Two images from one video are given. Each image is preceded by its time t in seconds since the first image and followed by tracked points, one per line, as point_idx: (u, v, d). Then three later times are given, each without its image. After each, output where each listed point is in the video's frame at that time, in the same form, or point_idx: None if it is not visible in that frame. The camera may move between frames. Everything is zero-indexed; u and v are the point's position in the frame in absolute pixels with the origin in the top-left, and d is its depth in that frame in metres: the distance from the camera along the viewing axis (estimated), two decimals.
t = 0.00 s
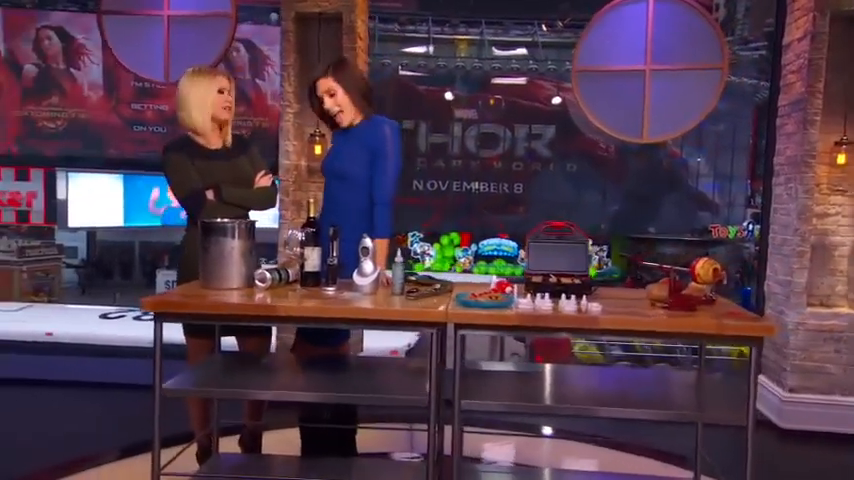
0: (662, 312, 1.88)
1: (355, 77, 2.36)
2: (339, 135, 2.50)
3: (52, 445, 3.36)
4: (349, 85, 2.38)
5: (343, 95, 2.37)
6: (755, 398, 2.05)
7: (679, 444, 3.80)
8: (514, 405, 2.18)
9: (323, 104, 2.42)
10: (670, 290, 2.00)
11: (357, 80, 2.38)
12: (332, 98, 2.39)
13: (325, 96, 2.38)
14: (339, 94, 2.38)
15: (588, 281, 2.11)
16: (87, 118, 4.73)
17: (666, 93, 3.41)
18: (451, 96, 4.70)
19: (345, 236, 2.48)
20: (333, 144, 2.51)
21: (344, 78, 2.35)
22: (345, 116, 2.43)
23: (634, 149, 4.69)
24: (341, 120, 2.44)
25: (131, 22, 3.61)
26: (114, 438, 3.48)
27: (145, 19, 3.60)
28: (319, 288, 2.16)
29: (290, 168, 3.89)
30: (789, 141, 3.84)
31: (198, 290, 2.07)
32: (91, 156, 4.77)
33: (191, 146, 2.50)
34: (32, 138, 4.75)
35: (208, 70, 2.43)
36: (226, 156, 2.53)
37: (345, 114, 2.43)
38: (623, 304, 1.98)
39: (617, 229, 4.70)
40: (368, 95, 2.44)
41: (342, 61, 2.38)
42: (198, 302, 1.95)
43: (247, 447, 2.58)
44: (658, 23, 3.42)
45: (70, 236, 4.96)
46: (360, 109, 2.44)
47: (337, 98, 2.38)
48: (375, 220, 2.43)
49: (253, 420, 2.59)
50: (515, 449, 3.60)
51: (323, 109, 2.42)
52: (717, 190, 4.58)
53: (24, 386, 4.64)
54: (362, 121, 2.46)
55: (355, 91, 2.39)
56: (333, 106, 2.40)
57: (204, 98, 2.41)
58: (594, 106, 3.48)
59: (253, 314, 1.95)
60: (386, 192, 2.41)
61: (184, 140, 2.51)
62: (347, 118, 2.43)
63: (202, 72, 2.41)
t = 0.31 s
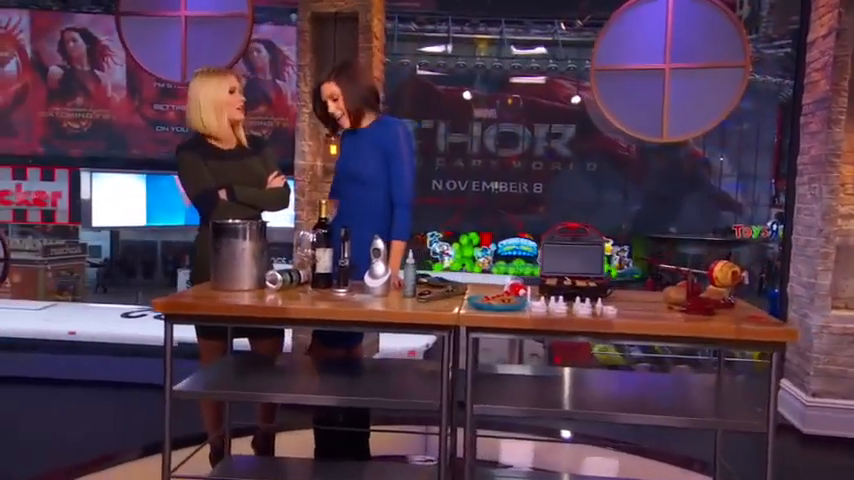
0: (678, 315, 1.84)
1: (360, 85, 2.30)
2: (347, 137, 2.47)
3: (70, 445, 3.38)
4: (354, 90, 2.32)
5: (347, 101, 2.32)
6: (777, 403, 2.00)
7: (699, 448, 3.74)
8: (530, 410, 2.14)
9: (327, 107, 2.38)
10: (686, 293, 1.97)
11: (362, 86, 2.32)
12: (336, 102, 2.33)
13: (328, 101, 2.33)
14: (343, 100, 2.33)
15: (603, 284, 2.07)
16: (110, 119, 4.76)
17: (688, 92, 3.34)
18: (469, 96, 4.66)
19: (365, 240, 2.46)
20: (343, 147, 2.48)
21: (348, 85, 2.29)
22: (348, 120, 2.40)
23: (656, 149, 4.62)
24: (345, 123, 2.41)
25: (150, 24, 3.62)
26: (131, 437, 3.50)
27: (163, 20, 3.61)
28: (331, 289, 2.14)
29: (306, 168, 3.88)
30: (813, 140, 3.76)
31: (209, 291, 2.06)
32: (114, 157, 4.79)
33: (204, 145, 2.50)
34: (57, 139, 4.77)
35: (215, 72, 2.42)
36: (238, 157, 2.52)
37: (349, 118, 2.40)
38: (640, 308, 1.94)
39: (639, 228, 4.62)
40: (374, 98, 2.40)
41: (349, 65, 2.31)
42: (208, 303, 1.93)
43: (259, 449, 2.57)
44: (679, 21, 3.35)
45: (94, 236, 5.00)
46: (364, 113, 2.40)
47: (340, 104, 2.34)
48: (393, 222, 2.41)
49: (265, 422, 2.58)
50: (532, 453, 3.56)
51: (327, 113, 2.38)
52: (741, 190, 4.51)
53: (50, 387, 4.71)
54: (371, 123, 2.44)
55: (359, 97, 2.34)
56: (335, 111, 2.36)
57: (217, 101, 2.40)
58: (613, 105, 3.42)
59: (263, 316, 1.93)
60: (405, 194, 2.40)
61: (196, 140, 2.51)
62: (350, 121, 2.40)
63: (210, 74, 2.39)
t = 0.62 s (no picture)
0: (699, 321, 1.81)
1: (363, 88, 2.28)
2: (357, 145, 2.47)
3: (90, 445, 3.41)
4: (357, 94, 2.30)
5: (351, 105, 2.31)
6: (800, 412, 1.96)
7: (719, 455, 3.68)
8: (546, 417, 2.12)
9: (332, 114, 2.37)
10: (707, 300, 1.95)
11: (366, 89, 2.30)
12: (341, 108, 2.32)
13: (334, 107, 2.32)
14: (348, 106, 2.32)
15: (622, 289, 2.05)
16: (131, 121, 4.82)
17: (708, 94, 3.30)
18: (486, 97, 4.64)
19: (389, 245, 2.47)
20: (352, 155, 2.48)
21: (351, 89, 2.28)
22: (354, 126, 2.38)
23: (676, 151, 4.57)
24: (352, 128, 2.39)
25: (170, 29, 3.63)
26: (150, 438, 3.52)
27: (182, 25, 3.62)
28: (346, 294, 2.14)
29: (323, 171, 3.87)
30: (838, 143, 3.69)
31: (225, 296, 2.06)
32: (136, 159, 4.85)
33: (218, 148, 2.50)
34: (80, 140, 4.85)
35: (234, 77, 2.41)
36: (253, 160, 2.53)
37: (354, 123, 2.37)
38: (660, 314, 1.91)
39: (658, 231, 4.56)
40: (380, 102, 2.38)
41: (352, 70, 2.30)
42: (223, 308, 1.93)
43: (275, 453, 2.58)
44: (700, 22, 3.31)
45: (116, 236, 4.98)
46: (370, 117, 2.37)
47: (345, 110, 2.33)
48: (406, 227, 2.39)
49: (280, 426, 2.59)
50: (550, 459, 3.53)
51: (332, 119, 2.36)
52: (762, 193, 4.46)
53: (71, 387, 4.77)
54: (379, 127, 2.42)
55: (363, 100, 2.32)
56: (341, 117, 2.34)
57: (230, 107, 2.41)
58: (633, 108, 3.37)
59: (278, 321, 1.93)
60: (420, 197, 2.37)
61: (210, 143, 2.51)
62: (357, 127, 2.38)
63: (227, 81, 2.40)
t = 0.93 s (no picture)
0: (718, 325, 1.79)
1: (373, 87, 2.26)
2: (368, 146, 2.42)
3: (106, 445, 3.43)
4: (367, 94, 2.28)
5: (362, 105, 2.28)
6: (821, 418, 1.93)
7: (737, 459, 3.64)
8: (560, 421, 2.11)
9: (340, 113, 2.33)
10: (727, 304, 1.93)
11: (376, 89, 2.28)
12: (349, 107, 2.29)
13: (342, 106, 2.30)
14: (357, 105, 2.29)
15: (639, 292, 2.03)
16: (148, 122, 4.85)
17: (728, 94, 3.27)
18: (501, 98, 4.63)
19: (404, 246, 2.47)
20: (364, 157, 2.43)
21: (362, 88, 2.26)
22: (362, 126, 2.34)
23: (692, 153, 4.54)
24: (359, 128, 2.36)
25: (187, 31, 3.65)
26: (166, 439, 3.54)
27: (198, 27, 3.64)
28: (362, 296, 2.14)
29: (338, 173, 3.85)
30: None
31: (240, 297, 2.07)
32: (152, 160, 4.88)
33: (232, 150, 2.51)
34: (97, 142, 4.89)
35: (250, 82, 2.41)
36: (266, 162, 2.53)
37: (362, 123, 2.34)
38: (678, 318, 1.89)
39: (673, 233, 4.53)
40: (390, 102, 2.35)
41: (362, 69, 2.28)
42: (240, 309, 1.94)
43: (289, 454, 2.58)
44: (718, 22, 3.27)
45: (132, 237, 4.99)
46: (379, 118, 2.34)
47: (354, 109, 2.29)
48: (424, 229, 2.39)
49: (294, 427, 2.59)
50: (564, 463, 3.50)
51: (340, 119, 2.33)
52: (780, 195, 4.41)
53: (85, 386, 4.82)
54: (391, 129, 2.40)
55: (373, 100, 2.29)
56: (348, 117, 2.31)
57: (239, 110, 2.41)
58: (650, 109, 3.35)
59: (294, 323, 1.93)
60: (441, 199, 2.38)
61: (224, 144, 2.52)
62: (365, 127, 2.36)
63: (241, 84, 2.40)
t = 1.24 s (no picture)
0: (738, 328, 1.78)
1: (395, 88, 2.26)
2: (389, 146, 2.42)
3: (121, 444, 3.44)
4: (389, 93, 2.27)
5: (383, 104, 2.27)
6: (841, 421, 1.92)
7: (751, 460, 3.62)
8: (573, 422, 2.10)
9: (360, 111, 2.33)
10: (746, 306, 1.92)
11: (398, 90, 2.28)
12: (370, 105, 2.28)
13: (362, 104, 2.28)
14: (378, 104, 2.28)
15: (656, 294, 2.02)
16: (160, 123, 4.88)
17: (743, 95, 3.24)
18: (514, 98, 4.62)
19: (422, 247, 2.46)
20: (385, 157, 2.42)
21: (383, 88, 2.25)
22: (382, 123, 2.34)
23: (704, 154, 4.52)
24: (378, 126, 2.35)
25: (202, 32, 3.66)
26: (180, 439, 3.55)
27: (213, 28, 3.65)
28: (379, 296, 2.14)
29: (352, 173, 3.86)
30: None
31: (257, 298, 2.07)
32: (165, 161, 4.91)
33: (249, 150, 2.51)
34: (111, 142, 4.92)
35: (267, 83, 2.41)
36: (283, 163, 2.53)
37: (382, 121, 2.34)
38: (697, 320, 1.88)
39: (684, 234, 4.53)
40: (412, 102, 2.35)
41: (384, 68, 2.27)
42: (256, 309, 1.94)
43: (305, 454, 2.59)
44: (735, 22, 3.25)
45: (145, 237, 5.07)
46: (399, 117, 2.34)
47: (375, 107, 2.28)
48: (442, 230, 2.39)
49: (310, 427, 2.60)
50: (576, 464, 3.49)
51: (360, 117, 2.32)
52: (794, 196, 4.37)
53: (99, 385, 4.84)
54: (413, 129, 2.41)
55: (395, 100, 2.29)
56: (369, 115, 2.31)
57: (255, 111, 2.43)
58: (665, 109, 3.33)
59: (310, 323, 1.93)
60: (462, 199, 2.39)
61: (242, 145, 2.53)
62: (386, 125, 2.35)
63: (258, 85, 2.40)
